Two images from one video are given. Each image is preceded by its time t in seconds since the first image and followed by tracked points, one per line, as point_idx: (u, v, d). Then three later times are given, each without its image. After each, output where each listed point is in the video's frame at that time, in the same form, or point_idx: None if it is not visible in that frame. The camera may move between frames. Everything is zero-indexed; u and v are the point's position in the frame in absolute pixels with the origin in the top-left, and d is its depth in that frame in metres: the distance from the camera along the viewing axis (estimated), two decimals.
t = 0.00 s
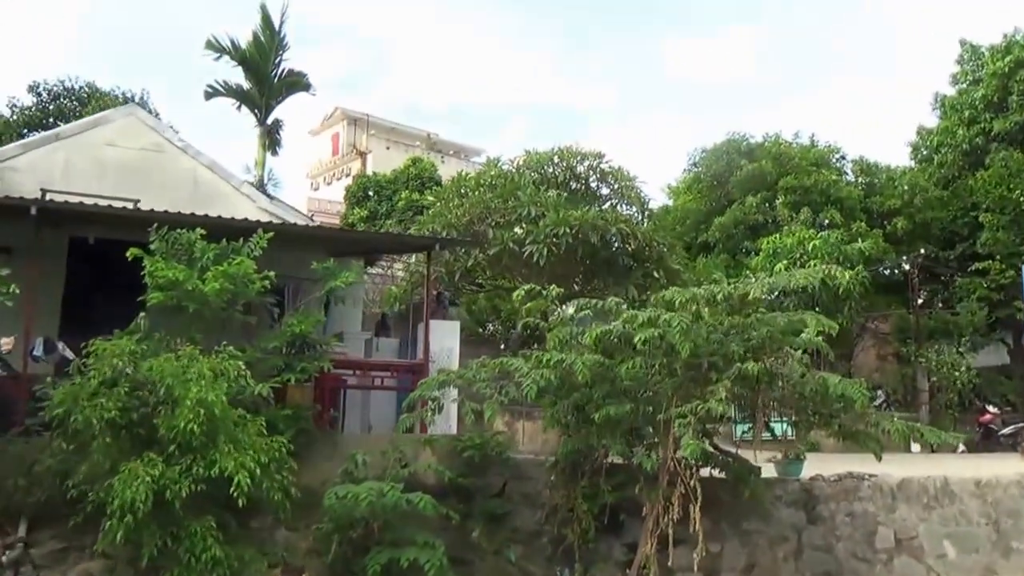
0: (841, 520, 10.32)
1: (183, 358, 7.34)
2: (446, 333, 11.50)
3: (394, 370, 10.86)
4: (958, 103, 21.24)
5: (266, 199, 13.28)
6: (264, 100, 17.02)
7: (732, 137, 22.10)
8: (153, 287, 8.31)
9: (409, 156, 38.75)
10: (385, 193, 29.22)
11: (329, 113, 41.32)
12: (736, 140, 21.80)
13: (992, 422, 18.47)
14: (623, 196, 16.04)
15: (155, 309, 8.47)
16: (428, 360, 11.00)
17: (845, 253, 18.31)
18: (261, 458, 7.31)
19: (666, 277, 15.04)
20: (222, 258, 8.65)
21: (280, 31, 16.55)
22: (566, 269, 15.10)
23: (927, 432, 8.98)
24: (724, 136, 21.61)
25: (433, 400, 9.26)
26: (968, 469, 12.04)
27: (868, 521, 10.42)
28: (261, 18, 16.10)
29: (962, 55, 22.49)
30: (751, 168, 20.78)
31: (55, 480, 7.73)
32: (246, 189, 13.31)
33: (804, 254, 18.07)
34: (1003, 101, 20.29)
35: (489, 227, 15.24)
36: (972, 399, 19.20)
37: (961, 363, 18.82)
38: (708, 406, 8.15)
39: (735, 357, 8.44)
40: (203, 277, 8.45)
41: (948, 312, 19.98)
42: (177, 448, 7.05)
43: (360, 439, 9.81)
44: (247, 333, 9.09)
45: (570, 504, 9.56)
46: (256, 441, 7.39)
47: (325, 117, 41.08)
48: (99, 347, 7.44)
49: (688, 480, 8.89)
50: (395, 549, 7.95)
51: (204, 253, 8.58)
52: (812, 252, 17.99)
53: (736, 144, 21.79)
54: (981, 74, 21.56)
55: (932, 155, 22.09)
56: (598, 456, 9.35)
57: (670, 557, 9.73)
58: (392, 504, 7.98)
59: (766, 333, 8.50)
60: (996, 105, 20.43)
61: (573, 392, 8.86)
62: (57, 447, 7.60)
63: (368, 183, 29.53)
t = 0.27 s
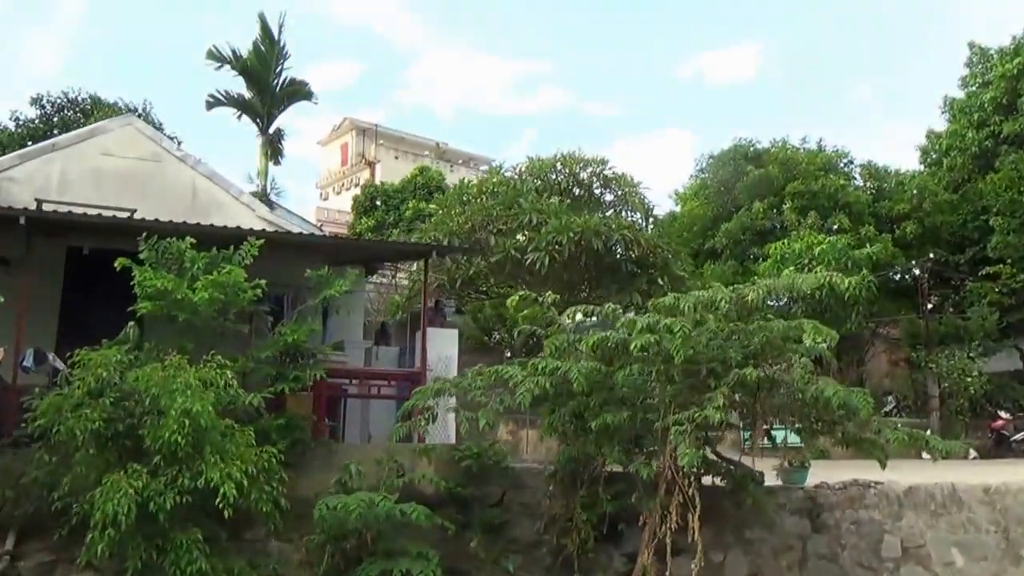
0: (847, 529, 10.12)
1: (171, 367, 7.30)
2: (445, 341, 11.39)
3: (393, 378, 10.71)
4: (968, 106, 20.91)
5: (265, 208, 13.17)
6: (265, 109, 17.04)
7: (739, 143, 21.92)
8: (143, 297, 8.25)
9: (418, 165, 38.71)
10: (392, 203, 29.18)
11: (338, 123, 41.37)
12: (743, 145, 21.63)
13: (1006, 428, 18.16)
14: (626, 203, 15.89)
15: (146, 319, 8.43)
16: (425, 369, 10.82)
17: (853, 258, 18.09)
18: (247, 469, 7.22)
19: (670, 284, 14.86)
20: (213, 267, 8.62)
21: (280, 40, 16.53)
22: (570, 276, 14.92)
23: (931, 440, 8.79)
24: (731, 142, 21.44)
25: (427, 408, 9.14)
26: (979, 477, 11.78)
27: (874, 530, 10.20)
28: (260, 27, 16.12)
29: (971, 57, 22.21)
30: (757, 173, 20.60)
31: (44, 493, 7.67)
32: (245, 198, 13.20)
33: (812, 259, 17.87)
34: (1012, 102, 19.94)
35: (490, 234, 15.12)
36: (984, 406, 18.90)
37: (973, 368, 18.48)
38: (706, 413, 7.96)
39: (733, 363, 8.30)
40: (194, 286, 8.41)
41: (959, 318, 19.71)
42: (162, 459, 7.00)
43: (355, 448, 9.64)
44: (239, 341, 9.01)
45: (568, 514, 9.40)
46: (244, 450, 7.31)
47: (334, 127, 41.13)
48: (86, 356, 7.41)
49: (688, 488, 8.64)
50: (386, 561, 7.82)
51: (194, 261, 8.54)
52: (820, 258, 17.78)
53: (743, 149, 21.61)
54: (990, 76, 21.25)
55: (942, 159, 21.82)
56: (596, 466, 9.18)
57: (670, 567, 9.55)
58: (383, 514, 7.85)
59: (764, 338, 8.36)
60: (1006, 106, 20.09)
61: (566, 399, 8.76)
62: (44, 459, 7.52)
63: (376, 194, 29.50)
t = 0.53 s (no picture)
0: (847, 533, 9.95)
1: (151, 372, 7.21)
2: (438, 345, 11.30)
3: (384, 383, 10.53)
4: (971, 105, 20.68)
5: (259, 214, 13.10)
6: (261, 114, 16.96)
7: (740, 145, 21.76)
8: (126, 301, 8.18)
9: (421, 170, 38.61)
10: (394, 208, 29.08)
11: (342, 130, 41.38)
12: (744, 147, 21.47)
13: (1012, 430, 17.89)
14: (624, 205, 15.75)
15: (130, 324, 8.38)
16: (417, 374, 10.60)
17: (854, 259, 17.89)
18: (229, 476, 7.11)
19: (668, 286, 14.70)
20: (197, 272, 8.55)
21: (276, 44, 16.47)
22: (569, 280, 14.77)
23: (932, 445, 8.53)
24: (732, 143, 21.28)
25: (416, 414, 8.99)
26: (984, 480, 11.55)
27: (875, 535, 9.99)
28: (255, 32, 16.04)
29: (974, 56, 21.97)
30: (758, 175, 20.43)
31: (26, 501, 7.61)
32: (239, 203, 13.14)
33: (811, 261, 17.69)
34: (1016, 101, 19.66)
35: (486, 238, 15.00)
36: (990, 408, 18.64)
37: (979, 370, 17.95)
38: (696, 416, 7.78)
39: (725, 365, 8.11)
40: (177, 290, 8.33)
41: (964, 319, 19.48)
42: (142, 466, 6.93)
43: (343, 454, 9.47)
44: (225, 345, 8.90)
45: (562, 519, 9.26)
46: (227, 457, 7.21)
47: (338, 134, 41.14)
48: (66, 363, 7.34)
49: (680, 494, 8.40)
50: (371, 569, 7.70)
51: (177, 266, 8.47)
52: (820, 259, 17.58)
53: (744, 151, 21.45)
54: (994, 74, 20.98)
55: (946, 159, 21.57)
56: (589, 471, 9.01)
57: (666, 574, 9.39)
58: (369, 522, 7.73)
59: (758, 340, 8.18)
60: (1009, 104, 19.83)
61: (557, 403, 8.59)
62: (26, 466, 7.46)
63: (378, 199, 29.43)
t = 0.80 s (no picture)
0: (840, 535, 9.78)
1: (125, 374, 7.06)
2: (424, 346, 11.24)
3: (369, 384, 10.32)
4: (969, 101, 20.51)
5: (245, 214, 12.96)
6: (251, 115, 16.83)
7: (736, 142, 21.59)
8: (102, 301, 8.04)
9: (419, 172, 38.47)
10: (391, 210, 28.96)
11: (340, 131, 41.27)
12: (740, 144, 21.28)
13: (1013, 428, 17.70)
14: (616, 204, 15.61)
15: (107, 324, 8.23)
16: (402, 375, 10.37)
17: (851, 257, 17.73)
18: (204, 480, 6.97)
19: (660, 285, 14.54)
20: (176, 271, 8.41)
21: (266, 44, 16.35)
22: (560, 279, 14.62)
23: (925, 446, 8.35)
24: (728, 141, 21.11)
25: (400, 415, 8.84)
26: (979, 479, 11.38)
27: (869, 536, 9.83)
28: (244, 32, 15.92)
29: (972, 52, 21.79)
30: (754, 173, 20.26)
31: None
32: (225, 203, 13.00)
33: (807, 259, 17.52)
34: (1015, 96, 19.53)
35: (476, 237, 14.86)
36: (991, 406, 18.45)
37: (979, 368, 17.71)
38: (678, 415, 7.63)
39: (712, 364, 7.89)
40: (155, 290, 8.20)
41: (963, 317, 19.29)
42: (115, 469, 6.80)
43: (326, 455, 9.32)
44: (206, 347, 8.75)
45: (548, 522, 9.11)
46: (203, 461, 7.07)
47: (336, 135, 41.05)
48: (39, 364, 7.19)
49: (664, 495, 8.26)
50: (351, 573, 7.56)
51: (156, 265, 8.34)
52: (816, 257, 17.41)
53: (740, 149, 21.28)
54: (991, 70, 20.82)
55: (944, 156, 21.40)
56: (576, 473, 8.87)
57: None
58: (349, 525, 7.58)
59: (745, 339, 7.97)
60: (1007, 100, 19.66)
61: (541, 403, 8.43)
62: None
63: (374, 200, 29.31)
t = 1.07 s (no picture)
0: (827, 532, 9.64)
1: (91, 371, 6.90)
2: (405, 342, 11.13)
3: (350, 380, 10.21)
4: (961, 93, 20.33)
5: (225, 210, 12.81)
6: (236, 111, 16.70)
7: (726, 137, 21.44)
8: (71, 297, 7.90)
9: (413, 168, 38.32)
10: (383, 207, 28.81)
11: (332, 129, 41.11)
12: (730, 138, 21.12)
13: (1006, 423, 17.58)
14: (603, 198, 15.48)
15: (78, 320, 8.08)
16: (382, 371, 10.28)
17: (842, 251, 17.59)
18: (172, 478, 6.82)
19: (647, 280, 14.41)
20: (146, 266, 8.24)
21: (250, 40, 16.19)
22: (546, 275, 14.48)
23: (909, 441, 8.19)
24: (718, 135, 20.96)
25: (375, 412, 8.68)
26: (969, 474, 11.23)
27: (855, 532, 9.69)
28: (228, 28, 15.77)
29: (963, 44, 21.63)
30: (744, 166, 20.11)
31: None
32: (205, 199, 12.85)
33: (797, 253, 17.39)
34: (1006, 88, 19.38)
35: (461, 233, 14.71)
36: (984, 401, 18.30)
37: (972, 363, 17.65)
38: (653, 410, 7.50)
39: (692, 360, 7.68)
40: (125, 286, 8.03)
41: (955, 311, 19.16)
42: (81, 467, 6.65)
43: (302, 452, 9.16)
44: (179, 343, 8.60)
45: (529, 520, 8.97)
46: (172, 459, 6.91)
47: (330, 133, 40.90)
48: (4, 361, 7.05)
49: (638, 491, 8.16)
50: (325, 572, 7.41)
51: (126, 261, 8.16)
52: (806, 251, 17.27)
53: (731, 143, 21.14)
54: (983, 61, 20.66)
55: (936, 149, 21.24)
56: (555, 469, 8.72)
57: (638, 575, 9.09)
58: (322, 524, 7.44)
59: (724, 333, 7.82)
60: (999, 92, 19.51)
61: (520, 399, 8.27)
62: None
63: (367, 198, 29.19)
